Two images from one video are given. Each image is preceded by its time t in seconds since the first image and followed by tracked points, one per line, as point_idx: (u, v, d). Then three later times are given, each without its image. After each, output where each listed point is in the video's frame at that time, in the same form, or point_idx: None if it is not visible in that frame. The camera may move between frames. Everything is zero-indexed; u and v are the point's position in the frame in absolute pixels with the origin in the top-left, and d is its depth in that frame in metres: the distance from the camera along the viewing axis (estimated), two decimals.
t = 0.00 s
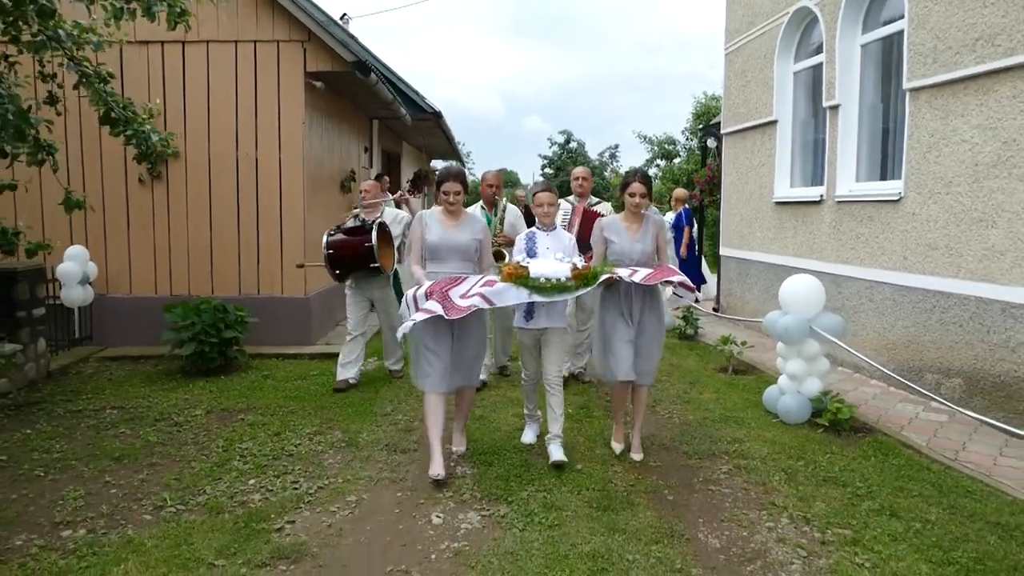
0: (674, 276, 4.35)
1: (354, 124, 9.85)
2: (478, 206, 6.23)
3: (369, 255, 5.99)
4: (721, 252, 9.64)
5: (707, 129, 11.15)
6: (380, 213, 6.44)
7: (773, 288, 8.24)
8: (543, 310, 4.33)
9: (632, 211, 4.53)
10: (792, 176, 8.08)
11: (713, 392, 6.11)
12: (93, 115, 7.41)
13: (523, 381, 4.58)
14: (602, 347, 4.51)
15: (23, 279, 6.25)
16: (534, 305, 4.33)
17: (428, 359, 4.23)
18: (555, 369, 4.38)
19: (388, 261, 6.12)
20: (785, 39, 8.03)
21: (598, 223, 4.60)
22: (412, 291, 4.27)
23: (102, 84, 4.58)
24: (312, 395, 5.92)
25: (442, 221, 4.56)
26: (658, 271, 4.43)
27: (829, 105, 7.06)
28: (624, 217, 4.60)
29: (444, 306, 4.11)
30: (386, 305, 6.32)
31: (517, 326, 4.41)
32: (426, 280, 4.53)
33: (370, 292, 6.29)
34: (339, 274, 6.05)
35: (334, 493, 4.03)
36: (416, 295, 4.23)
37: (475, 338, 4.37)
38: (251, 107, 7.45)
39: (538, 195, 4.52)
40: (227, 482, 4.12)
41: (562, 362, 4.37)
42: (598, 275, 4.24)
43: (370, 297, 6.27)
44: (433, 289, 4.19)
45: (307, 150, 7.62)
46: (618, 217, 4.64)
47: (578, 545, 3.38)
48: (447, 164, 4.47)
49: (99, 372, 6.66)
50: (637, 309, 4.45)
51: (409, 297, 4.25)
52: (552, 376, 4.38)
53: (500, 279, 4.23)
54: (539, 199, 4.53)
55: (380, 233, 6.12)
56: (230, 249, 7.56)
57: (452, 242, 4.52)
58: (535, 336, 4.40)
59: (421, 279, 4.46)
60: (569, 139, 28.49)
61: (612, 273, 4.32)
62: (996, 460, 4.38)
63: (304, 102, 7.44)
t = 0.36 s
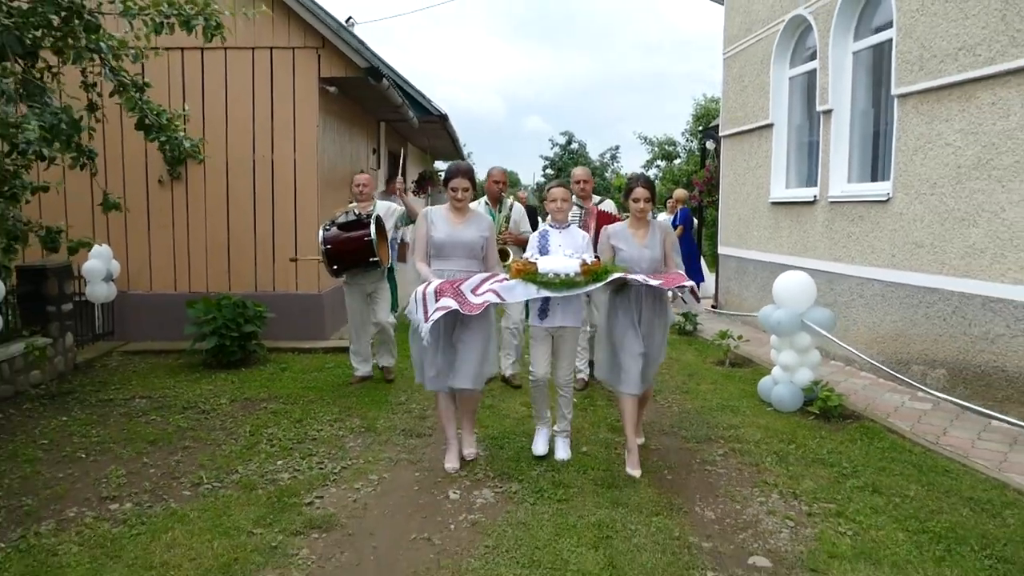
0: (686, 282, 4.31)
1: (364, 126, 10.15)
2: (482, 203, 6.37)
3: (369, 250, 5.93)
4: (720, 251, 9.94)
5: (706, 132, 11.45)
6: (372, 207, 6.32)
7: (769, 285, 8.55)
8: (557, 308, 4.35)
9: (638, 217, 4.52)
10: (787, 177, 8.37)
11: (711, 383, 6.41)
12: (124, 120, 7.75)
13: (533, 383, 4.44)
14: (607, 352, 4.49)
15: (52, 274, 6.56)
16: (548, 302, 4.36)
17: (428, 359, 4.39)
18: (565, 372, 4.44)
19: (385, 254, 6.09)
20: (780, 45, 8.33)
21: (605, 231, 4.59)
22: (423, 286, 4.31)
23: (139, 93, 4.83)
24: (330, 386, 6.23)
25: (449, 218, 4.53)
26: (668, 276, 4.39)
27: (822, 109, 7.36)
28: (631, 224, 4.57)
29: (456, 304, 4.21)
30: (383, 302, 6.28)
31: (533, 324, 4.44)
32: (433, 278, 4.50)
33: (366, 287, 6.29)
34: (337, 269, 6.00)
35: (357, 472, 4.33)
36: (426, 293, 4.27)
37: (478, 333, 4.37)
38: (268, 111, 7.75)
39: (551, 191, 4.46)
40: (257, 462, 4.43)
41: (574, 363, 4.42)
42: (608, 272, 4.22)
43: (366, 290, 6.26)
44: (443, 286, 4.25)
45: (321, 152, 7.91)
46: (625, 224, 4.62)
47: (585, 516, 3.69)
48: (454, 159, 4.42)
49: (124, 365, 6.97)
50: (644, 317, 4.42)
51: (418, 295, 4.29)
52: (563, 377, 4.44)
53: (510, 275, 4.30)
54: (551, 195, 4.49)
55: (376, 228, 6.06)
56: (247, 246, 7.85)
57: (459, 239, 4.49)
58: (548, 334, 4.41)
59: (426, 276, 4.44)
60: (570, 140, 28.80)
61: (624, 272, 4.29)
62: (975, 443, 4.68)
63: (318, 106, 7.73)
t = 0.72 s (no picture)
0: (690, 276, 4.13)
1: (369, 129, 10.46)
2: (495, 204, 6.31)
3: (365, 251, 5.80)
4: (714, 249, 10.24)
5: (702, 133, 11.76)
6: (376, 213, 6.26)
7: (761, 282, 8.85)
8: (555, 316, 4.21)
9: (637, 211, 4.45)
10: (778, 177, 8.65)
11: (703, 374, 6.72)
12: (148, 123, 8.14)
13: (533, 395, 4.26)
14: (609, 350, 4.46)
15: (74, 272, 6.85)
16: (545, 310, 4.21)
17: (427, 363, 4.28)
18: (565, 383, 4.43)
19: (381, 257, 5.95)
20: (772, 50, 8.62)
21: (604, 226, 4.51)
22: (418, 293, 4.18)
23: (162, 101, 5.09)
24: (340, 376, 6.54)
25: (451, 222, 4.36)
26: (668, 270, 4.29)
27: (811, 112, 7.65)
28: (630, 219, 4.49)
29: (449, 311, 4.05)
30: (378, 308, 6.14)
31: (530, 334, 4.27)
32: (432, 284, 4.33)
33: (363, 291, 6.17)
34: (330, 269, 5.87)
35: (370, 454, 4.63)
36: (423, 298, 4.14)
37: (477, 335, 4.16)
38: (278, 114, 8.05)
39: (542, 197, 4.29)
40: (276, 445, 4.74)
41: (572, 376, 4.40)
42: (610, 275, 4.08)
43: (362, 296, 6.14)
44: (439, 293, 4.10)
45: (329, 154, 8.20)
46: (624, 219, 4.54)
47: (582, 491, 4.00)
48: (456, 163, 4.29)
49: (142, 357, 7.28)
50: (642, 312, 4.32)
51: (415, 300, 4.17)
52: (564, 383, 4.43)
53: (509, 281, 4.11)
54: (540, 201, 4.31)
55: (374, 232, 5.96)
56: (258, 245, 8.15)
57: (460, 244, 4.32)
58: (547, 344, 4.27)
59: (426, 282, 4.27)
60: (569, 140, 29.10)
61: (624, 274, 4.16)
62: (949, 426, 4.98)
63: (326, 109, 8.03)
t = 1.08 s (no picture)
0: (686, 281, 4.18)
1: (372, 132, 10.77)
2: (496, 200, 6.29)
3: (361, 251, 5.86)
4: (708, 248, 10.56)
5: (697, 136, 12.08)
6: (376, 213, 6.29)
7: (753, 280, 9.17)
8: (548, 313, 4.17)
9: (643, 211, 4.42)
10: (768, 179, 8.95)
11: (695, 367, 7.03)
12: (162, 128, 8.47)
13: (527, 391, 4.39)
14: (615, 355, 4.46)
15: (94, 270, 7.16)
16: (538, 308, 4.18)
17: (430, 353, 4.15)
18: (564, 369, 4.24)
19: (379, 260, 6.01)
20: (762, 56, 8.93)
21: (608, 225, 4.52)
22: (412, 287, 4.17)
23: (184, 108, 5.40)
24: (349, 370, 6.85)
25: (449, 218, 4.41)
26: (669, 274, 4.30)
27: (799, 116, 7.96)
28: (635, 219, 4.49)
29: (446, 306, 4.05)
30: (379, 308, 6.22)
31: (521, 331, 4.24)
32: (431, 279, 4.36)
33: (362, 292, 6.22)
34: (328, 271, 5.97)
35: (380, 439, 4.94)
36: (418, 293, 4.13)
37: (481, 330, 4.28)
38: (286, 118, 8.35)
39: (538, 193, 4.31)
40: (291, 431, 5.05)
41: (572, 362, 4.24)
42: (606, 274, 4.15)
43: (363, 297, 6.20)
44: (434, 288, 4.08)
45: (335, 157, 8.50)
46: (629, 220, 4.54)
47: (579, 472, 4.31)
48: (452, 158, 4.30)
49: (157, 352, 7.60)
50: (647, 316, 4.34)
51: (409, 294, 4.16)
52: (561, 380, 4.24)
53: (505, 279, 4.13)
54: (539, 197, 4.32)
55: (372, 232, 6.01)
56: (267, 244, 8.45)
57: (458, 239, 4.37)
58: (541, 341, 4.23)
59: (425, 277, 4.31)
60: (568, 141, 29.42)
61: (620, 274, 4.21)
62: (923, 414, 5.30)
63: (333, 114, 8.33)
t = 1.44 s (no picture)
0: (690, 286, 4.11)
1: (376, 135, 11.07)
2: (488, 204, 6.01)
3: (359, 250, 5.83)
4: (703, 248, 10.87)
5: (692, 138, 12.40)
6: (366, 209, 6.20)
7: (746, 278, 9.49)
8: (554, 317, 4.12)
9: (644, 216, 4.37)
10: (761, 180, 9.26)
11: (689, 361, 7.34)
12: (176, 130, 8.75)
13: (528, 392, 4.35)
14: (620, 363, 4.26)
15: (112, 268, 7.45)
16: (544, 313, 4.13)
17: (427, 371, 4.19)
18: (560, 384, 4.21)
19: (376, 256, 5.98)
20: (755, 62, 9.24)
21: (609, 233, 4.46)
22: (412, 295, 4.07)
23: (205, 113, 5.68)
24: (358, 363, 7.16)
25: (446, 223, 4.32)
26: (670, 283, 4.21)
27: (789, 121, 8.27)
28: (635, 225, 4.44)
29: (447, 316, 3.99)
30: (376, 307, 6.17)
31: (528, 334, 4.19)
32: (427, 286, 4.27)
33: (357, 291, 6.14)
34: (326, 270, 5.92)
35: (391, 426, 5.26)
36: (416, 302, 4.03)
37: (478, 334, 4.20)
38: (295, 122, 8.63)
39: (549, 195, 4.28)
40: (307, 419, 5.36)
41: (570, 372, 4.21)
42: (610, 280, 4.04)
43: (357, 297, 6.12)
44: (433, 296, 4.02)
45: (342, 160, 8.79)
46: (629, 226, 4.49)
47: (578, 455, 4.62)
48: (451, 163, 4.27)
49: (172, 347, 7.91)
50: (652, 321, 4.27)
51: (408, 303, 4.06)
52: (558, 390, 4.21)
53: (508, 285, 4.06)
54: (549, 200, 4.29)
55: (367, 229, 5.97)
56: (276, 243, 8.74)
57: (455, 245, 4.28)
58: (546, 345, 4.18)
59: (421, 284, 4.22)
60: (567, 142, 29.76)
61: (624, 282, 4.10)
62: (902, 404, 5.61)
63: (340, 118, 8.62)
